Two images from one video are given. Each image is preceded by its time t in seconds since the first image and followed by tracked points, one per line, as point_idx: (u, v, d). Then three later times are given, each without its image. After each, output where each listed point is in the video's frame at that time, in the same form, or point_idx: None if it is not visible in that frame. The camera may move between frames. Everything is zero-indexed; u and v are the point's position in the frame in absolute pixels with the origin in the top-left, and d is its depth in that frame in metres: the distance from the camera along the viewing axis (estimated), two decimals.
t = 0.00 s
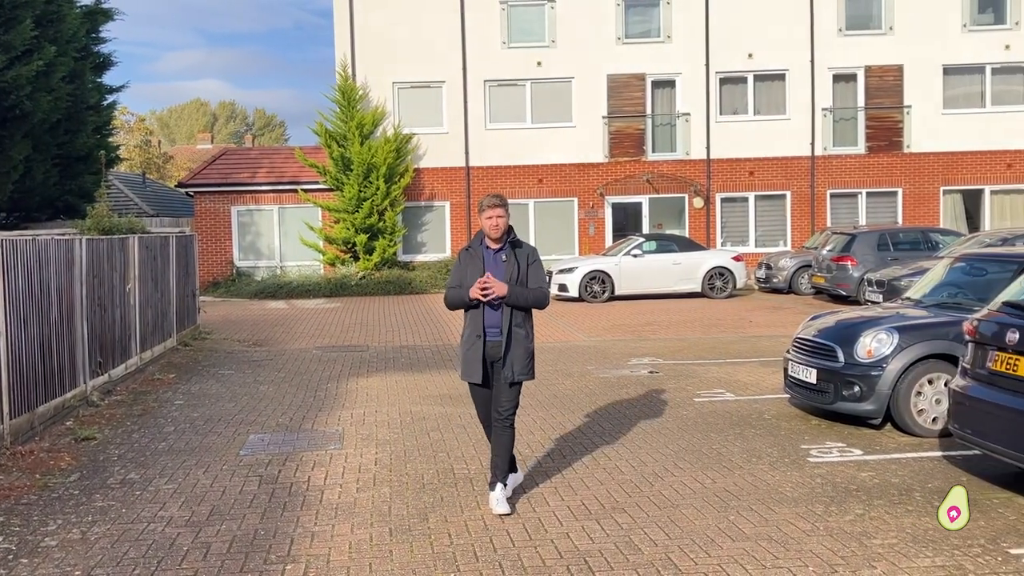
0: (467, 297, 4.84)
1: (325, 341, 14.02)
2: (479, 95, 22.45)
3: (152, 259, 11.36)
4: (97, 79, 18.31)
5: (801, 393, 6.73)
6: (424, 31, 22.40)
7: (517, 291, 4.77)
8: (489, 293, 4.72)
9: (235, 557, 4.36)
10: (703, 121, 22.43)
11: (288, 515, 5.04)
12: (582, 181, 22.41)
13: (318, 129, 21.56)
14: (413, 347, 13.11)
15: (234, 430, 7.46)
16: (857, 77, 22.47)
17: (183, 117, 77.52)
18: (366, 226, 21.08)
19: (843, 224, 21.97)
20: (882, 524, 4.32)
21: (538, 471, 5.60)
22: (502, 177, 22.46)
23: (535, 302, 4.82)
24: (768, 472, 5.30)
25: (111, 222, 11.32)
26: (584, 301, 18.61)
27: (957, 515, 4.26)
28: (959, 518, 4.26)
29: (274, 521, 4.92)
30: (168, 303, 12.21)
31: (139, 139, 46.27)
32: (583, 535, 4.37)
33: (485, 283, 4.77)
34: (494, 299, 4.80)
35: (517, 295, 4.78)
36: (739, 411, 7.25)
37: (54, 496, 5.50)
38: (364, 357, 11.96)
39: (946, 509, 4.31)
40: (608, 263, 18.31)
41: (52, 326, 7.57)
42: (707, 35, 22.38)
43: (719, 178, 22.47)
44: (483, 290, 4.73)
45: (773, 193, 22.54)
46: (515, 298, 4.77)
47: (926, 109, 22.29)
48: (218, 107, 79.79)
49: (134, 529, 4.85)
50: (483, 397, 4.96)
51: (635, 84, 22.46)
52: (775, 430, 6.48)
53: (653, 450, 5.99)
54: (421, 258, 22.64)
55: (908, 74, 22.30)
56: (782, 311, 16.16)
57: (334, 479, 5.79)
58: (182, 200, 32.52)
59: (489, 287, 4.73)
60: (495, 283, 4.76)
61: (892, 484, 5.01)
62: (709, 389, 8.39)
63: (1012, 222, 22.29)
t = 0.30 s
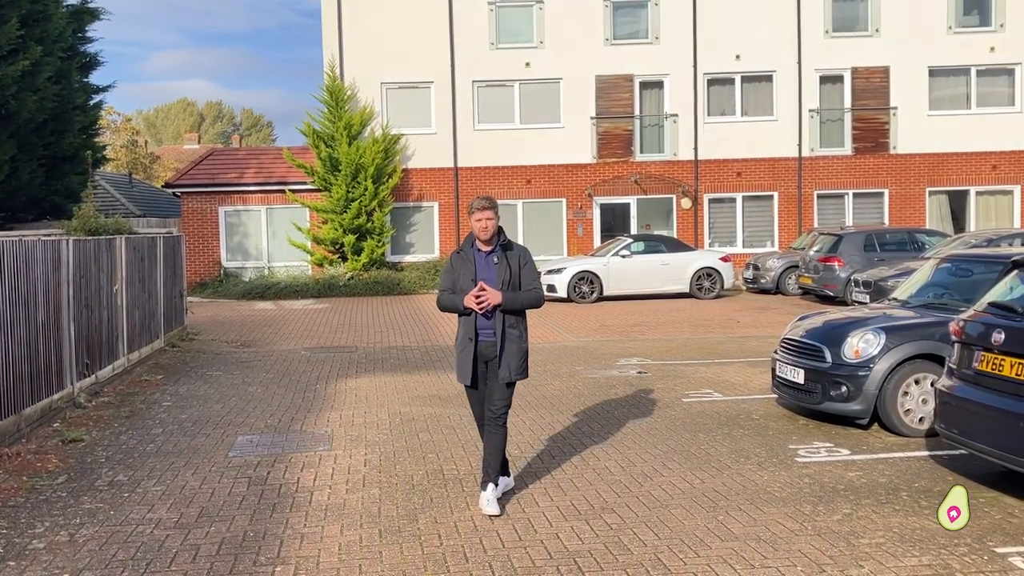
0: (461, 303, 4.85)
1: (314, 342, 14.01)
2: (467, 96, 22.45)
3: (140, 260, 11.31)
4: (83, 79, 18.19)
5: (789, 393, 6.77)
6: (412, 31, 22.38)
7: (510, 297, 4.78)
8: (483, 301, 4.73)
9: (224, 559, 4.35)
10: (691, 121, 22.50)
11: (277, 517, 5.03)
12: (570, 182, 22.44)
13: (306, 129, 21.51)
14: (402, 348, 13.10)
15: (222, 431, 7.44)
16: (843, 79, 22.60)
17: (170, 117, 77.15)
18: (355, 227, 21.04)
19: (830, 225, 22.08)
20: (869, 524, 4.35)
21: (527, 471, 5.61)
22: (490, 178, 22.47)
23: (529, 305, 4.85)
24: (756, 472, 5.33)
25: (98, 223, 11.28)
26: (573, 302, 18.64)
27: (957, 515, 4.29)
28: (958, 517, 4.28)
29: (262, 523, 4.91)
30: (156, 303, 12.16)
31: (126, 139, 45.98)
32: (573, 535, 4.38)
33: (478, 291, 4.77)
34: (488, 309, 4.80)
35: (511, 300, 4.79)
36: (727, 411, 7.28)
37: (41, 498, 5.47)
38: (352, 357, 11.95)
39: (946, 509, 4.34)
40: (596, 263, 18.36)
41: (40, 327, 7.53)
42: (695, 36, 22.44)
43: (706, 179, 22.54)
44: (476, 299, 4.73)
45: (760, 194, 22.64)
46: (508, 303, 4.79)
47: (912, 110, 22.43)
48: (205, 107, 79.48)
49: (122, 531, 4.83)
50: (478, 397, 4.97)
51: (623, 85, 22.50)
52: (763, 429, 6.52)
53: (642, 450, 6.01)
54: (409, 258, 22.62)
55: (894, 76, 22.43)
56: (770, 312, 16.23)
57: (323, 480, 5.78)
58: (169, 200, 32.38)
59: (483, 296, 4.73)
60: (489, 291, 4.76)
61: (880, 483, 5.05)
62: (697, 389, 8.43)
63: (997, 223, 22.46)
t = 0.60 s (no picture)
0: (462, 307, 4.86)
1: (306, 342, 13.99)
2: (457, 96, 22.45)
3: (131, 260, 11.27)
4: (72, 79, 18.09)
5: (782, 393, 6.80)
6: (402, 31, 22.37)
7: (513, 301, 4.81)
8: (486, 306, 4.72)
9: (221, 560, 4.35)
10: (681, 122, 22.57)
11: (273, 517, 5.03)
12: (560, 182, 22.48)
13: (295, 129, 21.46)
14: (393, 348, 13.09)
15: (215, 432, 7.43)
16: (832, 80, 22.72)
17: (158, 117, 76.79)
18: (345, 227, 21.01)
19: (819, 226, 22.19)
20: (864, 522, 4.39)
21: (522, 472, 5.63)
22: (481, 179, 22.48)
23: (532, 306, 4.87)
24: (750, 471, 5.36)
25: (88, 223, 11.24)
26: (564, 302, 18.66)
27: (957, 515, 4.28)
28: (959, 517, 4.28)
29: (258, 524, 4.90)
30: (147, 304, 12.11)
31: (114, 139, 45.72)
32: (569, 535, 4.39)
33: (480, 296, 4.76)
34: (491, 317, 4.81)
35: (513, 305, 4.81)
36: (720, 411, 7.32)
37: (35, 500, 5.45)
38: (343, 358, 11.93)
39: (946, 510, 4.33)
40: (587, 264, 18.39)
41: (31, 327, 7.51)
42: (684, 37, 22.52)
43: (696, 179, 22.61)
44: (479, 305, 4.73)
45: (750, 195, 22.73)
46: (511, 305, 4.80)
47: (900, 111, 22.57)
48: (193, 106, 79.16)
49: (117, 532, 4.82)
50: (482, 395, 4.97)
51: (613, 86, 22.56)
52: (756, 429, 6.56)
53: (636, 450, 6.04)
54: (399, 259, 22.60)
55: (882, 77, 22.57)
56: (760, 312, 16.29)
57: (318, 480, 5.78)
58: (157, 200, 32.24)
59: (486, 303, 4.73)
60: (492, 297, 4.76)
61: (873, 482, 5.09)
62: (689, 389, 8.46)
63: (984, 223, 22.65)
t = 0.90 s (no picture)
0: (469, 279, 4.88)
1: (297, 343, 13.96)
2: (448, 97, 22.45)
3: (122, 260, 11.23)
4: (60, 79, 17.98)
5: (776, 393, 6.85)
6: (393, 32, 22.36)
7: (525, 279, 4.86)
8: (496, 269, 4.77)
9: (221, 561, 4.36)
10: (672, 123, 22.64)
11: (272, 518, 5.03)
12: (551, 183, 22.53)
13: (286, 129, 21.42)
14: (385, 349, 13.09)
15: (211, 433, 7.42)
16: (821, 81, 22.84)
17: (145, 117, 76.40)
18: (336, 228, 20.97)
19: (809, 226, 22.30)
20: (862, 522, 4.43)
21: (519, 472, 5.66)
22: (472, 179, 22.50)
23: (544, 294, 4.90)
24: (747, 471, 5.40)
25: (78, 223, 11.18)
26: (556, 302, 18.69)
27: (957, 515, 4.32)
28: (958, 517, 4.31)
29: (257, 525, 4.90)
30: (138, 305, 12.07)
31: (102, 140, 45.42)
32: (570, 535, 4.41)
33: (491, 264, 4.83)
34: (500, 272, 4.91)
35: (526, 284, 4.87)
36: (715, 411, 7.36)
37: (31, 501, 5.43)
38: (336, 359, 11.91)
39: (946, 510, 4.36)
40: (579, 264, 18.42)
41: (24, 328, 7.48)
42: (675, 38, 22.59)
43: (687, 180, 22.68)
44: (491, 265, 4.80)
45: (740, 196, 22.81)
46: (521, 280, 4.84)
47: (889, 112, 22.70)
48: (181, 107, 78.82)
49: (115, 534, 4.81)
50: (492, 394, 4.98)
51: (604, 87, 22.61)
52: (752, 429, 6.60)
53: (632, 450, 6.07)
54: (390, 259, 22.58)
55: (871, 78, 22.69)
56: (751, 312, 16.36)
57: (315, 480, 5.79)
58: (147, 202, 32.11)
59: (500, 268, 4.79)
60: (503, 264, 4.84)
61: (870, 481, 5.13)
62: (684, 390, 8.50)
63: (972, 224, 22.83)
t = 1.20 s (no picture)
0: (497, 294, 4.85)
1: (287, 343, 13.92)
2: (437, 97, 22.44)
3: (112, 260, 11.18)
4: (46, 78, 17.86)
5: (770, 392, 6.89)
6: (382, 31, 22.32)
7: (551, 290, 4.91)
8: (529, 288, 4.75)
9: (220, 561, 4.34)
10: (660, 123, 22.71)
11: (269, 518, 5.01)
12: (541, 183, 22.57)
13: (274, 129, 21.35)
14: (376, 349, 13.08)
15: (204, 433, 7.39)
16: (809, 82, 22.95)
17: (131, 117, 75.95)
18: (325, 228, 20.91)
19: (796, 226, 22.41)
20: (859, 519, 4.46)
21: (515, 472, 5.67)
22: (461, 179, 22.51)
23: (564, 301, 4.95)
24: (743, 469, 5.43)
25: (67, 223, 11.11)
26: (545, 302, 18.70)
27: (957, 516, 4.29)
28: (958, 517, 4.29)
29: (255, 525, 4.89)
30: (128, 305, 12.01)
31: (87, 139, 45.09)
32: (569, 534, 4.43)
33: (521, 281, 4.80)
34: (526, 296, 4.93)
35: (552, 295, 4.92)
36: (709, 410, 7.39)
37: (25, 502, 5.40)
38: (326, 359, 11.89)
39: (946, 510, 4.33)
40: (569, 264, 18.44)
41: (14, 328, 7.44)
42: (664, 39, 22.65)
43: (676, 180, 22.76)
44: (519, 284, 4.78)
45: (728, 196, 22.90)
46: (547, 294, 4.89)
47: (876, 114, 22.85)
48: (166, 106, 78.42)
49: (111, 534, 4.79)
50: (503, 394, 4.99)
51: (593, 87, 22.65)
52: (746, 428, 6.63)
53: (626, 449, 6.10)
54: (380, 260, 22.54)
55: (859, 80, 22.83)
56: (740, 312, 16.43)
57: (310, 480, 5.78)
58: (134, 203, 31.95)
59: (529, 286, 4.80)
60: (533, 281, 4.86)
61: (865, 479, 5.17)
62: (676, 389, 8.54)
63: (958, 224, 23.00)
